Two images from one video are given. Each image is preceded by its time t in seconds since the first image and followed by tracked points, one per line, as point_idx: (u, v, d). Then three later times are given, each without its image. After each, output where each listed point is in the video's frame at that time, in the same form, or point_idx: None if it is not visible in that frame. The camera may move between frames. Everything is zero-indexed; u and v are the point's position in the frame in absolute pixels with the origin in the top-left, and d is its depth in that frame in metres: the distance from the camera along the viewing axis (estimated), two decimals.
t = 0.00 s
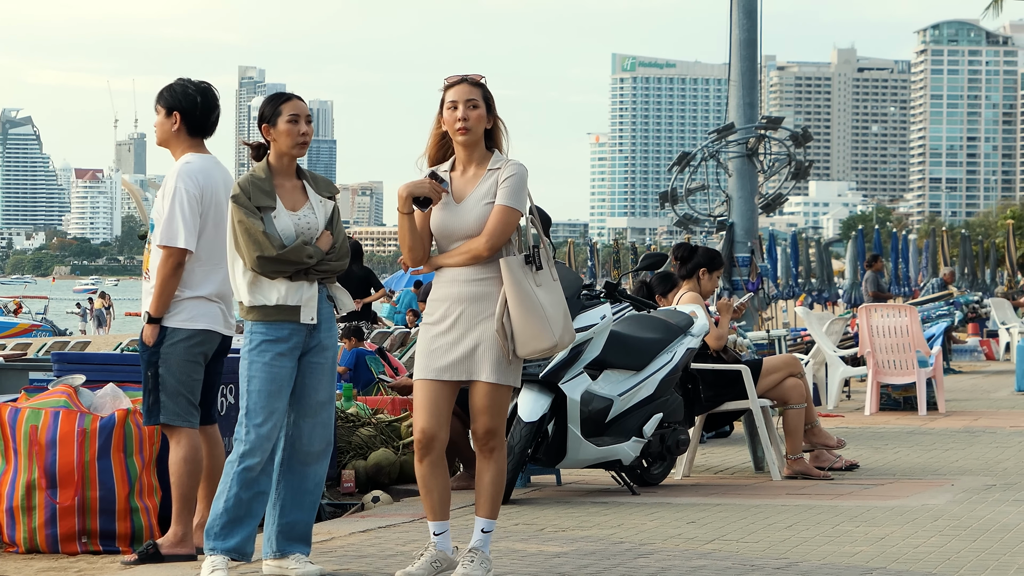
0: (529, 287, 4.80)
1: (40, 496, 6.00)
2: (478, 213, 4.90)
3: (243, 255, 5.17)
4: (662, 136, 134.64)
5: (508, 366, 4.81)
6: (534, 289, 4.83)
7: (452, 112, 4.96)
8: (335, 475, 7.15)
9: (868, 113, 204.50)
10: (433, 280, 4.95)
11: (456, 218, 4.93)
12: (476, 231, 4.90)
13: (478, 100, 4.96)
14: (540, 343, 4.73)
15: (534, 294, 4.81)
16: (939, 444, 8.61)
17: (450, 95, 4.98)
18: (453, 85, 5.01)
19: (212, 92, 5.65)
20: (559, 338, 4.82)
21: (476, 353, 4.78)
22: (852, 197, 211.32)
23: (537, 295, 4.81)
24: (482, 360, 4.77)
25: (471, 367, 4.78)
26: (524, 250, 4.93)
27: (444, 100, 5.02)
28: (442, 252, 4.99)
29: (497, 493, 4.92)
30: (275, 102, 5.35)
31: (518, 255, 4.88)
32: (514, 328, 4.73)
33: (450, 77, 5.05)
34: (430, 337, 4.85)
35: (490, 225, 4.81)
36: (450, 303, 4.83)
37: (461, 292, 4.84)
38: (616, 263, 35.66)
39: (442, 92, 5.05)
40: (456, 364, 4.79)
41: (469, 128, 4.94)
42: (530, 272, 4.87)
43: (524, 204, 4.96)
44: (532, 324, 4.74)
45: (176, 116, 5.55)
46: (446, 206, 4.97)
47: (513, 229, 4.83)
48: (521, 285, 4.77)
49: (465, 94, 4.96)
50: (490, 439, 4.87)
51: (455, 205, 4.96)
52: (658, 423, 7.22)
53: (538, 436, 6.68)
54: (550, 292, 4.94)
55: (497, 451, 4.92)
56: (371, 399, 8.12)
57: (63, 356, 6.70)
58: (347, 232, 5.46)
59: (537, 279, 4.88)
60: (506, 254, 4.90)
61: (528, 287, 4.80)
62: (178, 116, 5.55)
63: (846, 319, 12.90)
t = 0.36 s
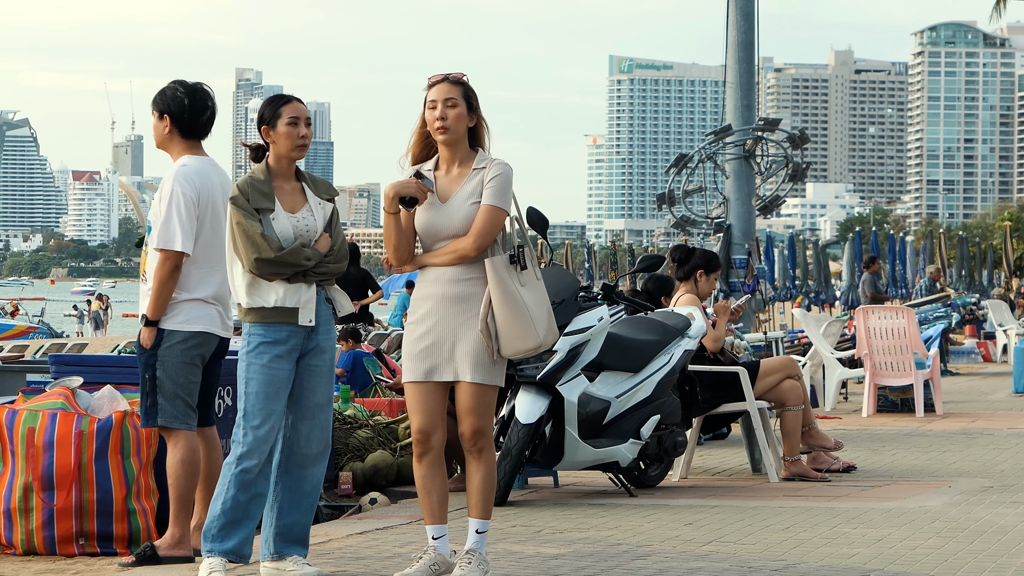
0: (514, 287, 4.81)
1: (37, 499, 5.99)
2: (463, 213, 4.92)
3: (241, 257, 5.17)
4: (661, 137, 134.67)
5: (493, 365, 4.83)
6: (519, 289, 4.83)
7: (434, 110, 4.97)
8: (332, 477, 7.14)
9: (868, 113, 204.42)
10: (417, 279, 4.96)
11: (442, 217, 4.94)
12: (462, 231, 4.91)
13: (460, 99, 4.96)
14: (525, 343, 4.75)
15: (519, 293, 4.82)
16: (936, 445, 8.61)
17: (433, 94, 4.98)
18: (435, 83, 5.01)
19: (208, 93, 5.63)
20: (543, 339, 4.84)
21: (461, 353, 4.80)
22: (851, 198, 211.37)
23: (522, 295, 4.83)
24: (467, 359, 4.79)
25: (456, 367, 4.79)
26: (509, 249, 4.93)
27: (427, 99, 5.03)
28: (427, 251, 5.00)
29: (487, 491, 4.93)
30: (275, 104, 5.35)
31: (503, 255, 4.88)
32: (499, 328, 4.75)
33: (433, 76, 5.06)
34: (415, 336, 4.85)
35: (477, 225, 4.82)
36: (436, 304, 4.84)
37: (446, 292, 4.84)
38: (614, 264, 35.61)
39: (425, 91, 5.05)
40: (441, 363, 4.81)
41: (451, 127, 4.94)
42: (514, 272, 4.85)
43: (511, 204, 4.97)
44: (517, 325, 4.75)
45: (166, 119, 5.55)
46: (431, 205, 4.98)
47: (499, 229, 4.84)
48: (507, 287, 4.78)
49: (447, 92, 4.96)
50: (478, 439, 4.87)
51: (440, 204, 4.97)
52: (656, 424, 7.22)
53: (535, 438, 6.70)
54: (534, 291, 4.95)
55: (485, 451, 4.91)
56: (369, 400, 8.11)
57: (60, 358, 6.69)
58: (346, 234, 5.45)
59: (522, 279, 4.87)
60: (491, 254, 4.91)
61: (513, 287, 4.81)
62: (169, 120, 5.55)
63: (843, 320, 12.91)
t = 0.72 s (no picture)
0: (494, 292, 4.86)
1: (36, 498, 6.00)
2: (448, 218, 5.00)
3: (241, 257, 5.18)
4: (661, 137, 134.66)
5: (472, 369, 4.89)
6: (500, 294, 4.88)
7: (418, 115, 5.02)
8: (331, 477, 7.14)
9: (867, 113, 204.38)
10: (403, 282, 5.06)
11: (427, 222, 5.04)
12: (446, 235, 5.00)
13: (442, 102, 5.01)
14: (503, 348, 4.80)
15: (499, 299, 4.87)
16: (935, 446, 8.60)
17: (416, 98, 5.04)
18: (419, 87, 5.06)
19: (201, 92, 5.62)
20: (522, 345, 4.89)
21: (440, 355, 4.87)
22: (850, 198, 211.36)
23: (502, 300, 4.88)
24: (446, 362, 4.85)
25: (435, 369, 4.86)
26: (493, 254, 4.98)
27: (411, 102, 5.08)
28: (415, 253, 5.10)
29: (467, 492, 4.98)
30: (274, 104, 5.35)
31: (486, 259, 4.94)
32: (478, 333, 4.81)
33: (418, 78, 5.10)
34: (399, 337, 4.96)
35: (460, 230, 4.89)
36: (419, 306, 4.93)
37: (429, 295, 4.94)
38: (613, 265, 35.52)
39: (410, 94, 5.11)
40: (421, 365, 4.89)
41: (434, 132, 5.01)
42: (496, 277, 4.91)
43: (495, 208, 5.04)
44: (495, 329, 4.81)
45: (159, 120, 5.57)
46: (419, 209, 5.08)
47: (482, 234, 4.92)
48: (487, 291, 4.84)
49: (429, 96, 5.01)
50: (449, 445, 4.84)
51: (427, 209, 5.07)
52: (655, 424, 7.22)
53: (534, 438, 6.70)
54: (517, 296, 4.99)
55: (458, 456, 4.88)
56: (368, 400, 8.11)
57: (59, 358, 6.69)
58: (346, 234, 5.46)
59: (504, 284, 4.92)
60: (475, 259, 4.98)
61: (494, 292, 4.86)
62: (160, 121, 5.57)
63: (842, 320, 12.91)
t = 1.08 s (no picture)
0: (484, 289, 4.94)
1: (38, 496, 6.00)
2: (437, 216, 5.08)
3: (244, 254, 5.18)
4: (661, 136, 134.62)
5: (463, 365, 4.97)
6: (490, 292, 4.97)
7: (412, 116, 5.10)
8: (332, 475, 7.13)
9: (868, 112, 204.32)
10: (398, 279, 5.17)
11: (419, 220, 5.12)
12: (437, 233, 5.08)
13: (435, 103, 5.07)
14: (491, 345, 4.89)
15: (488, 296, 4.95)
16: (936, 443, 8.60)
17: (410, 100, 5.11)
18: (415, 88, 5.13)
19: (198, 90, 5.62)
20: (512, 342, 4.97)
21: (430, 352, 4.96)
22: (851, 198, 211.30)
23: (491, 298, 4.96)
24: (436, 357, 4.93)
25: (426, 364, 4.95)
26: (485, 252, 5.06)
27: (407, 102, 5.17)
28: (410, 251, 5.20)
29: (468, 489, 5.00)
30: (275, 102, 5.35)
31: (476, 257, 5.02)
32: (466, 329, 4.90)
33: (415, 79, 5.18)
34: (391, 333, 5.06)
35: (447, 228, 4.97)
36: (410, 302, 5.03)
37: (420, 292, 5.04)
38: (615, 263, 35.53)
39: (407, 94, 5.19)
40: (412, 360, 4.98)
41: (427, 133, 5.09)
42: (487, 275, 4.99)
43: (486, 206, 5.10)
44: (483, 325, 4.89)
45: (159, 119, 5.58)
46: (413, 208, 5.18)
47: (471, 232, 4.99)
48: (477, 288, 4.92)
49: (422, 97, 5.08)
50: (443, 437, 4.91)
51: (421, 207, 5.16)
52: (656, 422, 7.22)
53: (535, 436, 6.71)
54: (508, 295, 5.08)
55: (453, 449, 4.94)
56: (369, 398, 8.11)
57: (61, 356, 6.69)
58: (348, 233, 5.47)
59: (495, 282, 5.01)
60: (465, 256, 5.06)
61: (483, 289, 4.94)
62: (160, 119, 5.58)
63: (843, 318, 12.90)
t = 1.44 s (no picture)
0: (482, 285, 4.94)
1: (42, 493, 6.01)
2: (437, 210, 5.09)
3: (248, 250, 5.18)
4: (661, 135, 134.63)
5: (464, 361, 4.98)
6: (490, 287, 4.97)
7: (414, 110, 5.13)
8: (336, 471, 7.13)
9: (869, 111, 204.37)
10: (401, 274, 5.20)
11: (420, 214, 5.14)
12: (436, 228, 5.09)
13: (436, 96, 5.09)
14: (490, 340, 4.88)
15: (487, 292, 4.95)
16: (940, 439, 8.60)
17: (412, 94, 5.14)
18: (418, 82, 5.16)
19: (202, 85, 5.59)
20: (513, 336, 4.94)
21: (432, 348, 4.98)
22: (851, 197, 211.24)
23: (490, 293, 4.96)
24: (437, 354, 4.96)
25: (428, 362, 4.98)
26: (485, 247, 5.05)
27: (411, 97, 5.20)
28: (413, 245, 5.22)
29: (474, 487, 5.01)
30: (277, 98, 5.37)
31: (476, 253, 5.02)
32: (465, 325, 4.91)
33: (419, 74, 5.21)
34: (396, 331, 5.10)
35: (445, 223, 4.98)
36: (411, 300, 5.05)
37: (422, 289, 5.06)
38: (618, 258, 35.57)
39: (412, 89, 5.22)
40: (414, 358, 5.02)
41: (427, 126, 5.11)
42: (487, 271, 4.99)
43: (487, 201, 5.09)
44: (482, 320, 4.89)
45: (164, 115, 5.58)
46: (415, 203, 5.19)
47: (470, 226, 4.99)
48: (475, 284, 4.93)
49: (423, 90, 5.10)
50: (449, 435, 4.94)
51: (422, 202, 5.17)
52: (659, 418, 7.22)
53: (539, 432, 6.72)
54: (513, 289, 5.06)
55: (460, 447, 4.97)
56: (372, 394, 8.11)
57: (65, 352, 6.71)
58: (352, 229, 5.48)
59: (495, 277, 5.01)
60: (466, 250, 5.08)
61: (482, 285, 4.94)
62: (164, 115, 5.58)
63: (846, 314, 12.90)
